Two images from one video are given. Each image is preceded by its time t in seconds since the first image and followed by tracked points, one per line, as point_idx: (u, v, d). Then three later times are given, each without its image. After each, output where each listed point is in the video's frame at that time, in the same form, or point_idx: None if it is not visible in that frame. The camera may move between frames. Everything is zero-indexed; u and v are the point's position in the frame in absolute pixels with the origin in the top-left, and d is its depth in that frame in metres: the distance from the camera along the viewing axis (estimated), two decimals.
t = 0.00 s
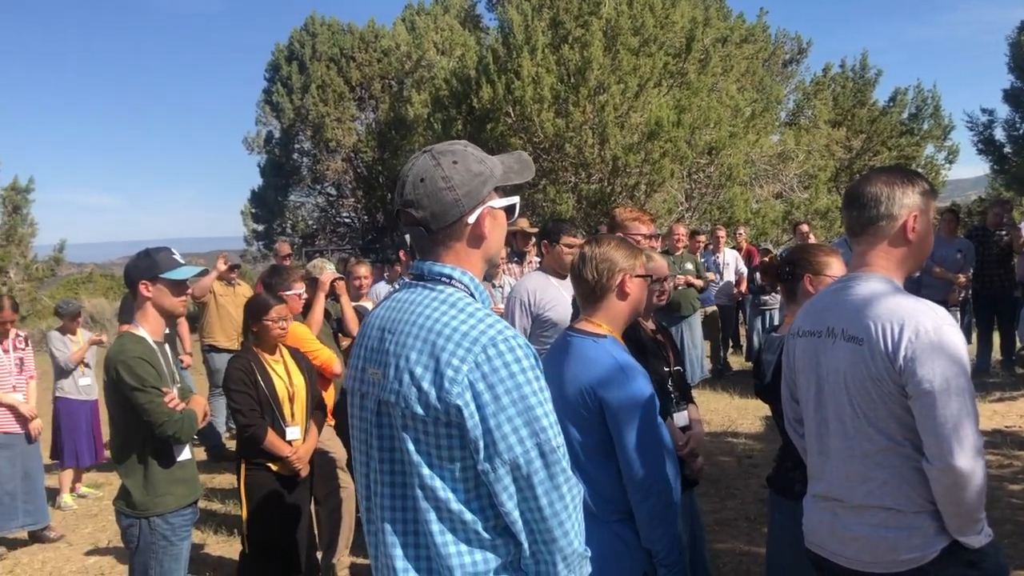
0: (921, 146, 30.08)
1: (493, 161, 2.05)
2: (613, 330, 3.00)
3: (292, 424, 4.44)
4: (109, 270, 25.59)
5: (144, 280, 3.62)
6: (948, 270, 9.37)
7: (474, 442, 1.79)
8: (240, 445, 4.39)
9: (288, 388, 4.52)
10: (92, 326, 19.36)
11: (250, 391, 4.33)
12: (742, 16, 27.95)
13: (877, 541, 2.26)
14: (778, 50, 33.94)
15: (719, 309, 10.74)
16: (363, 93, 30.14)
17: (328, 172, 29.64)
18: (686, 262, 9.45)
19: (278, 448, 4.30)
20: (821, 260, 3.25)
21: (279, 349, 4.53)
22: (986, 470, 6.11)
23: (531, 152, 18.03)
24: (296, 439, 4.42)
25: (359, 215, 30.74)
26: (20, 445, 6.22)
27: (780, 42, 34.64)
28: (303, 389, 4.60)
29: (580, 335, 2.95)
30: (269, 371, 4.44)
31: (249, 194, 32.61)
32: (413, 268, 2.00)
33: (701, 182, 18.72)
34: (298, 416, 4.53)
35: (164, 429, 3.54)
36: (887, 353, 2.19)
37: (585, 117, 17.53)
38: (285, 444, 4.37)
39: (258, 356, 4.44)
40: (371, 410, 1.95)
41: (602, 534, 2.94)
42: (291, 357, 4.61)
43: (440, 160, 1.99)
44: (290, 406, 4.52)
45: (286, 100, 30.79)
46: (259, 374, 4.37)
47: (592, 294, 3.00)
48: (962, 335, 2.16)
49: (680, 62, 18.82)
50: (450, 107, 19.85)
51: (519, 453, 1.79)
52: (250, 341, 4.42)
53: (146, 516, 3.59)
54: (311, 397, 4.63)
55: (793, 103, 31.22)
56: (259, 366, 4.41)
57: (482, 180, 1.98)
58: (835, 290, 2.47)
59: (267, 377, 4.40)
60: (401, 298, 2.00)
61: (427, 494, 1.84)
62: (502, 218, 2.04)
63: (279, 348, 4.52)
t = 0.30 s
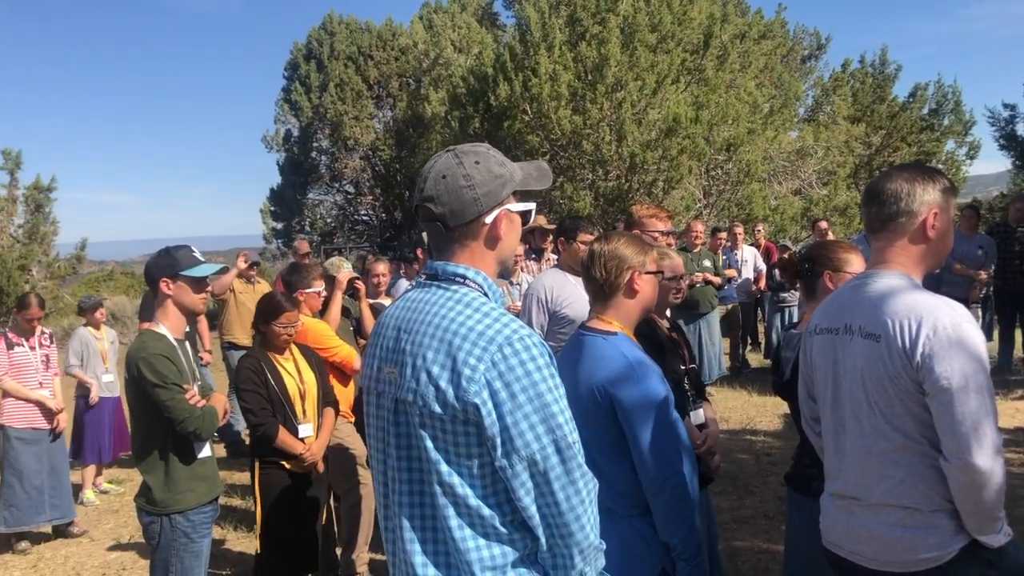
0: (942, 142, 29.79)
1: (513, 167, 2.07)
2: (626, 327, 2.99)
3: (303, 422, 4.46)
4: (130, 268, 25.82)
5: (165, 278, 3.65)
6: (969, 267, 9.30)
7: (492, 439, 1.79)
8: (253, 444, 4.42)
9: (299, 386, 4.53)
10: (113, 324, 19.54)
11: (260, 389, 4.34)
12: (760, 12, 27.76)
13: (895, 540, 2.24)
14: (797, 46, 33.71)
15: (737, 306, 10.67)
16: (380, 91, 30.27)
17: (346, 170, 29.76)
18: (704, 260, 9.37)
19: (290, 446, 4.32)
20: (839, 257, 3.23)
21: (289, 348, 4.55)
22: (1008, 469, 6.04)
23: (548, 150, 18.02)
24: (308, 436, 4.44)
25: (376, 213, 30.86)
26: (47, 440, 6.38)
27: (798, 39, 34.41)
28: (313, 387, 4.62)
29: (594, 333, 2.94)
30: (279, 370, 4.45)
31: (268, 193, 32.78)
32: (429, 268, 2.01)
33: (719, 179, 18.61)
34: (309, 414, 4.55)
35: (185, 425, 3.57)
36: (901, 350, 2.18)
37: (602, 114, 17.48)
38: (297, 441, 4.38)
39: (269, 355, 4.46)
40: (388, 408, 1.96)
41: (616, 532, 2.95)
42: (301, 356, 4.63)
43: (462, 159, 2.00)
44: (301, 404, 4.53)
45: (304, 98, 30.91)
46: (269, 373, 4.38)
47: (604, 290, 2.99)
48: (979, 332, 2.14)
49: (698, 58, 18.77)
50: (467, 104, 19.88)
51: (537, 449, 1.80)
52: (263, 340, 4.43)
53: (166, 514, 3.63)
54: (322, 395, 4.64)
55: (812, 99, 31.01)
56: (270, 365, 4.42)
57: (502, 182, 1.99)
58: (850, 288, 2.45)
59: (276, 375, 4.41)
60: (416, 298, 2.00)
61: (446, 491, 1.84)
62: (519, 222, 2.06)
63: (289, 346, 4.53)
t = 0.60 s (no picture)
0: (963, 139, 29.52)
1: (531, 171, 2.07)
2: (640, 323, 2.98)
3: (316, 423, 4.48)
4: (149, 268, 26.07)
5: (184, 278, 3.68)
6: (990, 265, 9.18)
7: (512, 436, 1.79)
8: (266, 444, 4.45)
9: (311, 387, 4.56)
10: (133, 324, 19.73)
11: (273, 391, 4.38)
12: (778, 8, 27.59)
13: (915, 540, 2.22)
14: (816, 43, 33.50)
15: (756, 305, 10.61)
16: (398, 91, 30.39)
17: (363, 170, 29.88)
18: (722, 258, 9.31)
19: (303, 447, 4.34)
20: (860, 254, 3.20)
21: (302, 348, 4.58)
22: None
23: (565, 148, 18.00)
24: (322, 437, 4.46)
25: (394, 213, 30.97)
26: (74, 438, 6.46)
27: (817, 36, 34.21)
28: (326, 388, 4.64)
29: (608, 330, 2.94)
30: (292, 371, 4.49)
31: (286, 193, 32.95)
32: (445, 268, 2.02)
33: (737, 177, 18.50)
34: (322, 415, 4.56)
35: (206, 425, 3.61)
36: (921, 348, 2.17)
37: (619, 112, 17.43)
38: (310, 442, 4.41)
39: (282, 356, 4.49)
40: (405, 406, 1.96)
41: (632, 529, 2.95)
42: (314, 356, 4.66)
43: (483, 163, 2.01)
44: (314, 405, 4.56)
45: (321, 98, 31.02)
46: (281, 374, 4.42)
47: (616, 288, 2.99)
48: (1002, 331, 2.12)
49: (716, 56, 18.70)
50: (484, 104, 19.87)
51: (556, 446, 1.80)
52: (277, 340, 4.46)
53: (187, 513, 3.66)
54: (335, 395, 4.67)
55: (830, 96, 30.82)
56: (282, 366, 4.45)
57: (521, 187, 2.00)
58: (868, 288, 2.44)
59: (289, 376, 4.44)
60: (433, 297, 2.00)
61: (464, 489, 1.84)
62: (536, 225, 2.07)
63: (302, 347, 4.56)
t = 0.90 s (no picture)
0: (986, 137, 29.15)
1: (555, 176, 2.07)
2: (658, 320, 2.98)
3: (334, 425, 4.51)
4: (171, 268, 26.34)
5: (206, 279, 3.72)
6: (1014, 264, 9.06)
7: (532, 432, 1.80)
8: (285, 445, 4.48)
9: (330, 388, 4.59)
10: (156, 324, 19.96)
11: (291, 392, 4.41)
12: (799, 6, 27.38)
13: (940, 542, 2.20)
14: (837, 41, 33.25)
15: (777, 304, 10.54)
16: (417, 92, 30.50)
17: (383, 171, 30.00)
18: (742, 258, 9.24)
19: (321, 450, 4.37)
20: (883, 254, 3.17)
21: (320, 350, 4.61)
22: None
23: (584, 148, 17.97)
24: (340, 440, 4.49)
25: (413, 213, 31.08)
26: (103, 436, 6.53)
27: (837, 33, 33.93)
28: (343, 389, 4.67)
29: (625, 325, 2.93)
30: (310, 372, 4.51)
31: (306, 193, 33.18)
32: (466, 266, 2.03)
33: (758, 176, 18.38)
34: (339, 417, 4.58)
35: (229, 425, 3.64)
36: (948, 347, 2.14)
37: (639, 111, 17.37)
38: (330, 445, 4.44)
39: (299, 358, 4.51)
40: (423, 401, 1.96)
41: (648, 525, 2.94)
42: (332, 357, 4.69)
43: (510, 166, 2.02)
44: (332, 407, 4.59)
45: (341, 98, 31.13)
46: (299, 375, 4.45)
47: (634, 285, 2.99)
48: None
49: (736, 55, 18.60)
50: (502, 104, 19.87)
51: (575, 443, 1.80)
52: (295, 341, 4.48)
53: (210, 511, 3.69)
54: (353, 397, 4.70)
55: (851, 94, 30.59)
56: (300, 368, 4.48)
57: (547, 191, 2.01)
58: (890, 287, 2.42)
59: (307, 378, 4.47)
60: (453, 294, 2.01)
61: (483, 484, 1.84)
62: (559, 230, 2.07)
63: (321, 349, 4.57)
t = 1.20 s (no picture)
0: (1013, 135, 28.74)
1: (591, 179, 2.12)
2: (676, 320, 2.97)
3: (360, 425, 4.54)
4: (195, 268, 26.60)
5: (229, 278, 3.75)
6: None
7: (546, 432, 1.80)
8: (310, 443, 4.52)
9: (355, 388, 4.63)
10: (180, 323, 20.16)
11: (317, 391, 4.45)
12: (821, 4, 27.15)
13: (968, 543, 2.18)
14: (859, 39, 32.98)
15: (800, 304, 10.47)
16: (437, 92, 30.61)
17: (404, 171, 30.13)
18: (765, 257, 9.20)
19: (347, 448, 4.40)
20: (908, 253, 3.15)
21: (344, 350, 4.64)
22: None
23: (605, 148, 17.94)
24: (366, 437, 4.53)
25: (434, 213, 31.15)
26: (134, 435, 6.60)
27: (860, 31, 33.64)
28: (367, 388, 4.71)
29: (643, 325, 2.93)
30: (336, 372, 4.55)
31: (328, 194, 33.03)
32: (491, 263, 2.04)
33: (780, 175, 18.25)
34: (364, 416, 4.61)
35: (253, 424, 3.67)
36: (978, 346, 2.12)
37: (660, 110, 17.30)
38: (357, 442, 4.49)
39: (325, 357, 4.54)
40: (441, 397, 1.98)
41: (662, 526, 2.93)
42: (356, 357, 4.73)
43: (546, 165, 2.05)
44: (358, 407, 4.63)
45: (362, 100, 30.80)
46: (325, 375, 4.49)
47: (653, 285, 2.98)
48: None
49: (757, 53, 18.47)
50: (523, 104, 19.93)
51: (589, 446, 1.80)
52: (321, 341, 4.51)
53: (234, 509, 3.72)
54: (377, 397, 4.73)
55: (874, 93, 30.32)
56: (326, 368, 4.51)
57: (581, 193, 2.03)
58: (919, 287, 2.40)
59: (334, 377, 4.51)
60: (476, 292, 2.03)
61: (496, 481, 1.84)
62: (591, 232, 2.09)
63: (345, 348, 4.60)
